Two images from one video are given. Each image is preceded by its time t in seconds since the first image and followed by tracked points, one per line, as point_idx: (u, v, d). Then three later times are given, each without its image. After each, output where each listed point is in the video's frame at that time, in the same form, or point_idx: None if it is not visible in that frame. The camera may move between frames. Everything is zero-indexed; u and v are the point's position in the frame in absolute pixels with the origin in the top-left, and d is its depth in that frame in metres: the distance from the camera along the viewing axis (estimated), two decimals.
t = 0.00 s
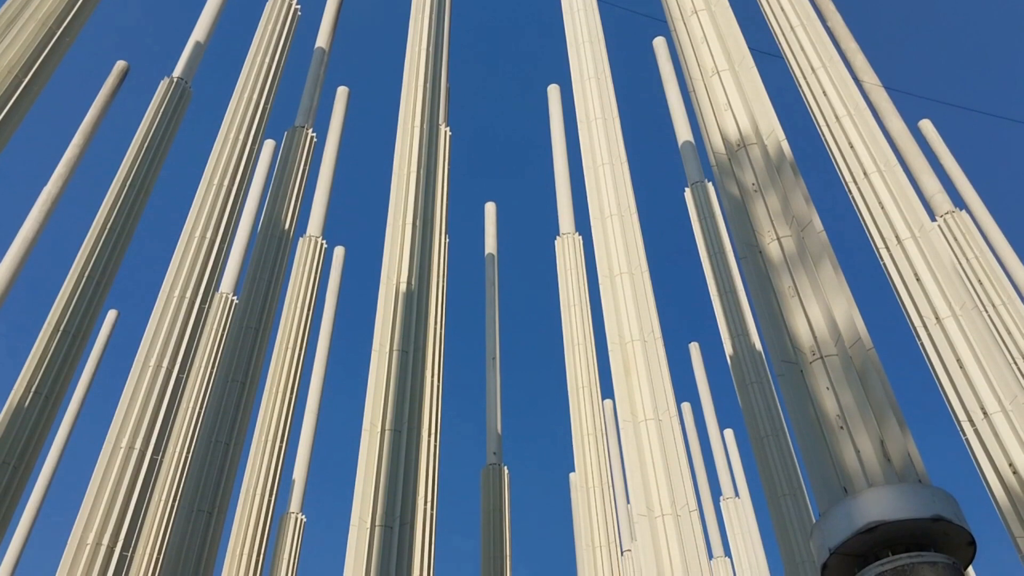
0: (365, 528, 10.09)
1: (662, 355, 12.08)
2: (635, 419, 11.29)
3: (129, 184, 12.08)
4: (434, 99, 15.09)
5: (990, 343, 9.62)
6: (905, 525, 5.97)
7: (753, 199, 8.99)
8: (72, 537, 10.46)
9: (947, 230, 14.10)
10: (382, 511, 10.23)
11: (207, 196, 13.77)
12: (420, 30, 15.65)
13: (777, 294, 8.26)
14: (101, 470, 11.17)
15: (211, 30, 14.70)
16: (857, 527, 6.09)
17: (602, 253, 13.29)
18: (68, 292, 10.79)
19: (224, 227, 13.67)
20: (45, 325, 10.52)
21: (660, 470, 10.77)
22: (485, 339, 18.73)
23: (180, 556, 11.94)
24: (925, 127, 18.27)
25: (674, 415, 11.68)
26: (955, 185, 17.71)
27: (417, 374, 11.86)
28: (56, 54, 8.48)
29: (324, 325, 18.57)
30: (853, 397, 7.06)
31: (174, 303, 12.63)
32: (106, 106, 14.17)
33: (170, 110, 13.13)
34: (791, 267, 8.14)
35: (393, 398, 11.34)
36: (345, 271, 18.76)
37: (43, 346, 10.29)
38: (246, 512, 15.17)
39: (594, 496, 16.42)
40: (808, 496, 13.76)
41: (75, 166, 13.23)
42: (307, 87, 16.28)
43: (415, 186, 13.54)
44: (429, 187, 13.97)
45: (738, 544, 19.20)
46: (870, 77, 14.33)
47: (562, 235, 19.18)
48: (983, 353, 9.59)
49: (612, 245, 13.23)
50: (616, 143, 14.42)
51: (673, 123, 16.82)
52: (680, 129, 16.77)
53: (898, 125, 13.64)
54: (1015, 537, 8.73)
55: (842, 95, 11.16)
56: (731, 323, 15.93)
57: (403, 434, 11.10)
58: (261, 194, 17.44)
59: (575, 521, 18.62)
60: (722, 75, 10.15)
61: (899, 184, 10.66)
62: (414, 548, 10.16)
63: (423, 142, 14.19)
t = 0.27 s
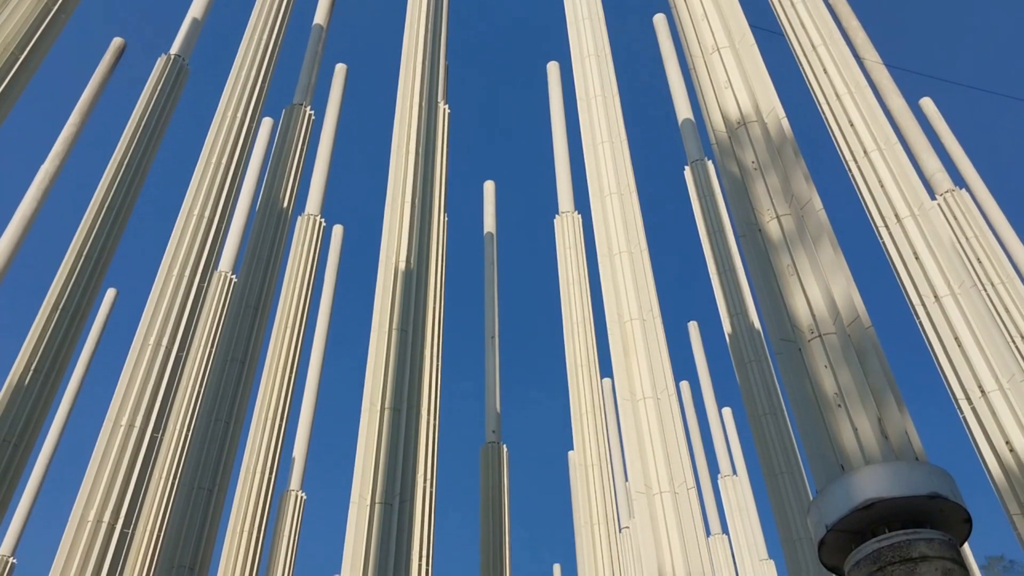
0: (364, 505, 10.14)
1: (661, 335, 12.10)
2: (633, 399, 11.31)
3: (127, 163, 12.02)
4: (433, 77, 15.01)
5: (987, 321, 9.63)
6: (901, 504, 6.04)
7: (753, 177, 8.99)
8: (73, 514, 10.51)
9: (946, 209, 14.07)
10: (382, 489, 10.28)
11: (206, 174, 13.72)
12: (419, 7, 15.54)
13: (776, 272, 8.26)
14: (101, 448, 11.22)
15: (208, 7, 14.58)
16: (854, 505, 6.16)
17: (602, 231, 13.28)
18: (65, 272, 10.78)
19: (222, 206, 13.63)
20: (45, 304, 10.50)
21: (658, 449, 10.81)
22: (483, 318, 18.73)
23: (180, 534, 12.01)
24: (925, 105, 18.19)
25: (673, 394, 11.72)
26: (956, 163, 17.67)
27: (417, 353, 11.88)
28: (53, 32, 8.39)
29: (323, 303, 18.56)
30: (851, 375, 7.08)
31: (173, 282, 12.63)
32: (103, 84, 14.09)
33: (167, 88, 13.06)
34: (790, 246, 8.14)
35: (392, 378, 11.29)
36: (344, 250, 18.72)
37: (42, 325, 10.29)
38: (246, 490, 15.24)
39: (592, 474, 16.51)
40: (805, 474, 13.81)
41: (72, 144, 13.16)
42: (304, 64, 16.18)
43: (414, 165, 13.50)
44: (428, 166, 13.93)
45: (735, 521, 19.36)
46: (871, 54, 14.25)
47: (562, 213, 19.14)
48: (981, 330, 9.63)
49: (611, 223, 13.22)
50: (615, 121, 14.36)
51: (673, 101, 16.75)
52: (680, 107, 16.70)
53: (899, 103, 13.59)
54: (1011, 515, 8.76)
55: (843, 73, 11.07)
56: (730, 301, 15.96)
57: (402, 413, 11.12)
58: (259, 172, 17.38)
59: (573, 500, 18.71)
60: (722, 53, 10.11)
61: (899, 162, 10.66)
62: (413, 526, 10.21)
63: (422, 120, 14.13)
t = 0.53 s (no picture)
0: (364, 484, 10.25)
1: (659, 314, 12.13)
2: (631, 376, 11.35)
3: (124, 141, 11.98)
4: (431, 55, 14.93)
5: (985, 300, 9.63)
6: (898, 483, 6.11)
7: (752, 156, 8.97)
8: (72, 493, 10.55)
9: (946, 189, 14.02)
10: (380, 467, 10.32)
11: (203, 153, 13.68)
12: None
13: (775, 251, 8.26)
14: (100, 426, 11.26)
15: None
16: (851, 483, 6.23)
17: (600, 210, 13.26)
18: (63, 251, 10.75)
19: (218, 185, 13.58)
20: (42, 284, 10.49)
21: (656, 429, 10.87)
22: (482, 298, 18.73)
23: (180, 512, 12.08)
24: (926, 84, 18.12)
25: (671, 373, 11.74)
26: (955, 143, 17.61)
27: (415, 332, 11.89)
28: (39, 20, 8.54)
29: (321, 282, 18.55)
30: (849, 354, 7.10)
31: (171, 260, 12.61)
32: (99, 61, 14.00)
33: (164, 66, 12.99)
34: (788, 225, 8.14)
35: (390, 358, 11.31)
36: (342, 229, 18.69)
37: (41, 303, 10.28)
38: (245, 468, 15.31)
39: (590, 453, 16.56)
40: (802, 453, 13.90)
41: (69, 122, 13.08)
42: (302, 42, 16.09)
43: (411, 143, 13.45)
44: (426, 144, 13.89)
45: (732, 499, 19.48)
46: (871, 32, 14.19)
47: (561, 192, 19.04)
48: (978, 310, 9.64)
49: (610, 202, 13.19)
50: (614, 99, 14.30)
51: (673, 79, 16.68)
52: (679, 86, 16.63)
53: (898, 81, 13.55)
54: (1006, 493, 8.81)
55: (842, 51, 11.11)
56: (728, 281, 15.95)
57: (400, 393, 11.15)
58: (257, 151, 17.33)
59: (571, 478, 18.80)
60: (722, 31, 10.07)
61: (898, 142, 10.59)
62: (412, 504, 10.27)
63: (420, 98, 14.07)
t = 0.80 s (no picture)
0: (364, 463, 10.32)
1: (659, 293, 12.12)
2: (630, 356, 11.39)
3: (122, 120, 11.93)
4: (429, 33, 14.85)
5: (984, 280, 9.63)
6: (896, 461, 6.15)
7: (752, 134, 8.93)
8: (73, 472, 10.59)
9: (946, 168, 14.00)
10: (380, 447, 10.37)
11: (201, 132, 13.63)
12: None
13: (774, 231, 8.24)
14: (100, 406, 11.29)
15: None
16: (850, 460, 6.24)
17: (600, 190, 13.24)
18: (62, 230, 10.73)
19: (217, 164, 13.54)
20: (41, 264, 10.45)
21: (655, 408, 10.91)
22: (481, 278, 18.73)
23: (180, 491, 12.13)
24: (927, 64, 18.03)
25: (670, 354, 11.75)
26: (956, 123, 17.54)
27: (414, 312, 11.90)
28: None
29: (320, 262, 18.54)
30: (849, 334, 7.11)
31: (170, 240, 12.60)
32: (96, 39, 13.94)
33: (161, 44, 12.92)
34: (788, 204, 8.12)
35: (389, 338, 11.34)
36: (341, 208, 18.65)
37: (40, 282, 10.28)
38: (246, 447, 15.36)
39: (589, 433, 16.61)
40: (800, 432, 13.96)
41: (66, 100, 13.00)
42: (300, 20, 16.01)
43: (410, 123, 13.40)
44: (425, 123, 13.84)
45: (730, 478, 19.57)
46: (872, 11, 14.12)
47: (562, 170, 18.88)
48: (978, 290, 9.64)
49: (609, 182, 13.16)
50: (614, 78, 14.24)
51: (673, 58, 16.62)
52: (679, 65, 16.57)
53: (899, 60, 13.49)
54: (1003, 472, 8.86)
55: (844, 30, 11.04)
56: (728, 261, 15.95)
57: (400, 372, 11.16)
58: (255, 130, 17.26)
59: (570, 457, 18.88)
60: (722, 8, 10.02)
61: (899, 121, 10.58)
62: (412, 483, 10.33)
63: (419, 77, 14.01)
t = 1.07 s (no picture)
0: (363, 442, 10.34)
1: (658, 274, 12.12)
2: (630, 336, 11.41)
3: (119, 98, 11.87)
4: (428, 11, 14.75)
5: (983, 259, 9.62)
6: (894, 441, 6.26)
7: (753, 113, 8.89)
8: (74, 450, 10.62)
9: (946, 147, 13.96)
10: (380, 426, 10.40)
11: (199, 111, 13.57)
12: None
13: (774, 210, 8.24)
14: (101, 385, 11.31)
15: None
16: (848, 439, 6.37)
17: (600, 170, 13.20)
18: (61, 208, 10.70)
19: (215, 144, 13.49)
20: (39, 243, 10.41)
21: (653, 386, 10.98)
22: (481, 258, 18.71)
23: (181, 470, 12.17)
24: (928, 43, 17.93)
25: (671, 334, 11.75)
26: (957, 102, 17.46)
27: (414, 293, 11.90)
28: None
29: (319, 242, 18.51)
30: (848, 314, 7.14)
31: (169, 218, 12.56)
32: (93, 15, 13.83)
33: (158, 22, 12.83)
34: (788, 183, 8.11)
35: (389, 318, 11.36)
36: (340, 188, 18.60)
37: (39, 260, 10.26)
38: (246, 427, 15.40)
39: (589, 413, 16.63)
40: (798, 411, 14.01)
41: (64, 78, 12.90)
42: None
43: (409, 101, 13.34)
44: (424, 102, 13.78)
45: (728, 458, 19.64)
46: None
47: (561, 150, 18.86)
48: (977, 269, 9.63)
49: (609, 161, 13.11)
50: (614, 56, 14.16)
51: (673, 37, 16.53)
52: (680, 43, 16.48)
53: (901, 39, 13.42)
54: (999, 449, 8.91)
55: (846, 8, 10.98)
56: (727, 242, 15.92)
57: (399, 352, 11.18)
58: (253, 108, 17.19)
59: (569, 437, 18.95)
60: None
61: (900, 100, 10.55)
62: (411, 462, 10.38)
63: (418, 56, 13.93)
